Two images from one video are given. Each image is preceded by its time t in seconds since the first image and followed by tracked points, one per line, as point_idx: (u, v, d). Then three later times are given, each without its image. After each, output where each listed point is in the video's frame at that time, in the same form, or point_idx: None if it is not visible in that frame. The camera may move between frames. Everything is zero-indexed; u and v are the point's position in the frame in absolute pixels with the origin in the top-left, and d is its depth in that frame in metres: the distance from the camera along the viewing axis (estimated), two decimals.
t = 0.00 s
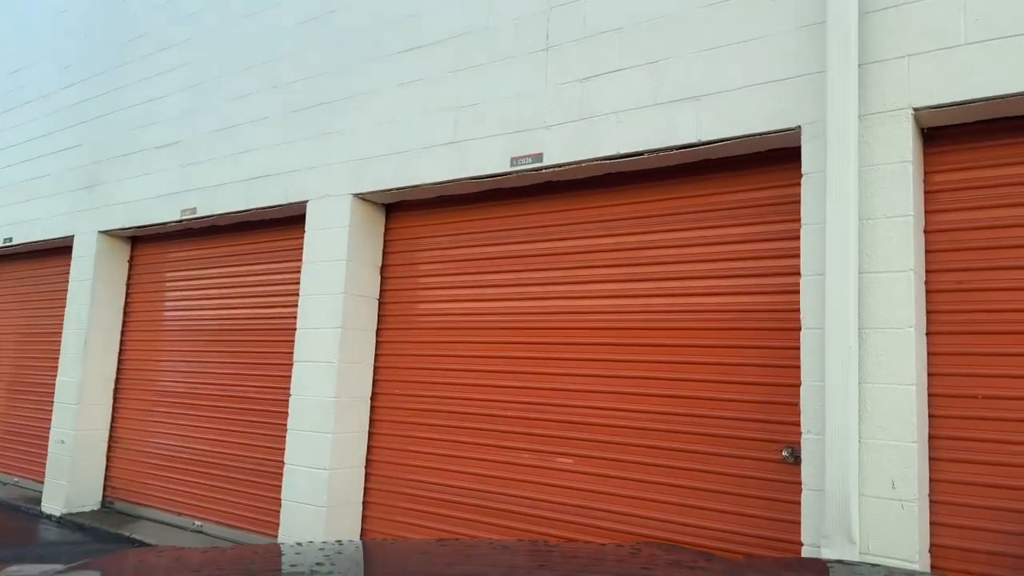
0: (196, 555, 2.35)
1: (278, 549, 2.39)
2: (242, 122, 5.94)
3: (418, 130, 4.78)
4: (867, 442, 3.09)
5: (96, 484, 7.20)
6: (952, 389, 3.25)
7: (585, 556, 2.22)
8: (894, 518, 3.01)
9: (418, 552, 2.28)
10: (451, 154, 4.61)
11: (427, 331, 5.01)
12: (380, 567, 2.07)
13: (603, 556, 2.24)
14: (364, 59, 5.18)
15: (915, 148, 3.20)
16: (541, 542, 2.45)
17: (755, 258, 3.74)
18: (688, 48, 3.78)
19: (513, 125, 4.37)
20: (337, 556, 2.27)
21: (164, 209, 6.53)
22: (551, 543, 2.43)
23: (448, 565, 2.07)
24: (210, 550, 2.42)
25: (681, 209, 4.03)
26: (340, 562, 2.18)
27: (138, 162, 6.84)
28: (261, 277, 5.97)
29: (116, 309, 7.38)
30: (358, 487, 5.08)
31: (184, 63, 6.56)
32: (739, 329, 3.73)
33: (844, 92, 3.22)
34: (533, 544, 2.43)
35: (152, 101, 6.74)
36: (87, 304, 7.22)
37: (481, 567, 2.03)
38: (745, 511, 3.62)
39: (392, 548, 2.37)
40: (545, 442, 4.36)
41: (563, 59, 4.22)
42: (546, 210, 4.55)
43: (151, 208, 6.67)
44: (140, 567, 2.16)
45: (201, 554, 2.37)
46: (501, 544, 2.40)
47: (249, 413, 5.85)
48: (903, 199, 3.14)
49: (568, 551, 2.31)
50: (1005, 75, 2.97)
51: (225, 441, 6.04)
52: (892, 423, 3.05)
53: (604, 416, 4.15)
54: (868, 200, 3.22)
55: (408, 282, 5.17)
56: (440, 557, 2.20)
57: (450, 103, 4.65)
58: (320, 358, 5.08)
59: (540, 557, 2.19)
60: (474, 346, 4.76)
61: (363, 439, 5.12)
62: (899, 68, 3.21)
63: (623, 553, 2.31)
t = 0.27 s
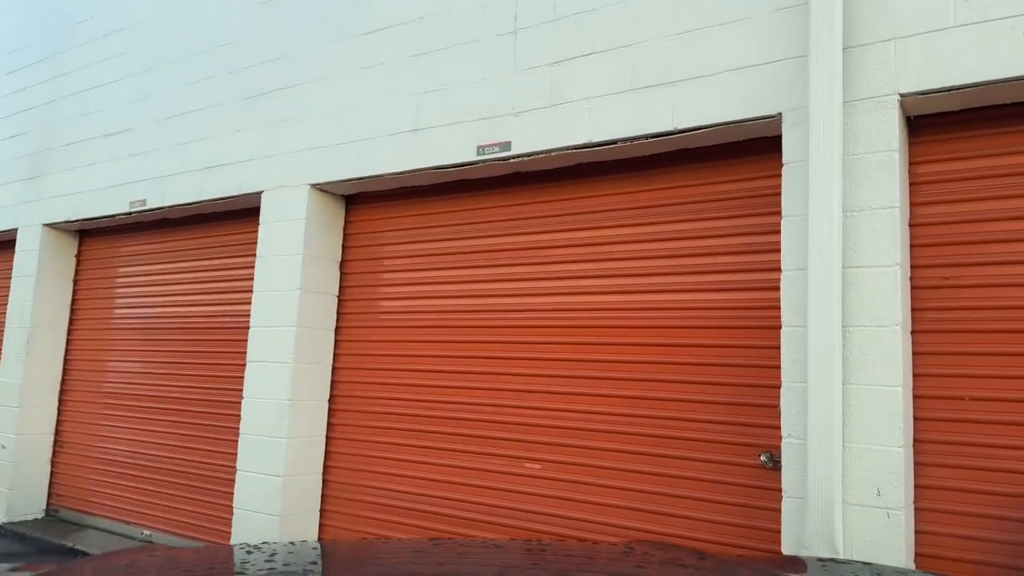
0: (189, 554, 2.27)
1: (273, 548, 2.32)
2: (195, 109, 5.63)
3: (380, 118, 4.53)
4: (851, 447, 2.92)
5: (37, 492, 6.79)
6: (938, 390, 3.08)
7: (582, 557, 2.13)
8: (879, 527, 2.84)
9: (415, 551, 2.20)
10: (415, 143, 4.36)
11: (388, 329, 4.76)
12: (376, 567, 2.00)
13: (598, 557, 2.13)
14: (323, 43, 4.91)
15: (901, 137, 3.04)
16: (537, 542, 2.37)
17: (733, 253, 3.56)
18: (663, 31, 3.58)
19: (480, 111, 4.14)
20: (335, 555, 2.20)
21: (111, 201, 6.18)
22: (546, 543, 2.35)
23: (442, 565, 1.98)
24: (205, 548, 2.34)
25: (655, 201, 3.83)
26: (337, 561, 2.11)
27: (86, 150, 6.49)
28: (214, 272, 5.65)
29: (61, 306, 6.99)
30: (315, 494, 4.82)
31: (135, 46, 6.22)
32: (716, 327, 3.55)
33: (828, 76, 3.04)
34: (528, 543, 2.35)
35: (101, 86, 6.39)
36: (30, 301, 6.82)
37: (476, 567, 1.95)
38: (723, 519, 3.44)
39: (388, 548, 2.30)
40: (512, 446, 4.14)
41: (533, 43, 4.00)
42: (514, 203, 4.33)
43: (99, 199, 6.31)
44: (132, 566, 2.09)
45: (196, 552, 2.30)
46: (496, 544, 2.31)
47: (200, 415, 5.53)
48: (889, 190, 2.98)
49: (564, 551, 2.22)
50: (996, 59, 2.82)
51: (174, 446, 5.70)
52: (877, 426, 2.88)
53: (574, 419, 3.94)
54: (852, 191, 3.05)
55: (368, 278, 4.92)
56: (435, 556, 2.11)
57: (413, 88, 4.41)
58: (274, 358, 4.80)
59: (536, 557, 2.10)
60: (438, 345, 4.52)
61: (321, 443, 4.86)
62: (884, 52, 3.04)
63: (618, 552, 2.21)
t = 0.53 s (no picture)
0: (170, 555, 2.14)
1: (258, 549, 2.20)
2: (157, 100, 5.42)
3: (349, 109, 4.37)
4: (835, 448, 2.82)
5: None
6: (923, 390, 3.00)
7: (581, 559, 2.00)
8: (863, 531, 2.75)
9: (406, 552, 2.07)
10: (385, 135, 4.21)
11: (359, 328, 4.59)
12: (363, 568, 1.87)
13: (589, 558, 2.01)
14: (290, 31, 4.74)
15: (885, 129, 2.95)
16: (531, 543, 2.23)
17: (714, 248, 3.45)
18: (641, 19, 3.47)
19: (452, 103, 4.00)
20: (324, 556, 2.07)
21: (70, 196, 5.93)
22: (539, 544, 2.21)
23: (431, 566, 1.85)
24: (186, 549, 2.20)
25: (633, 196, 3.72)
26: (324, 563, 1.98)
27: (43, 144, 6.23)
28: (177, 269, 5.44)
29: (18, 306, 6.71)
30: (282, 500, 4.64)
31: (95, 35, 5.98)
32: (696, 325, 3.44)
33: (810, 65, 2.95)
34: (522, 544, 2.21)
35: (60, 77, 6.15)
36: None
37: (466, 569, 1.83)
38: (704, 523, 3.33)
39: (378, 548, 2.17)
40: (486, 450, 4.00)
41: (507, 31, 3.86)
42: (488, 198, 4.20)
43: (57, 194, 6.06)
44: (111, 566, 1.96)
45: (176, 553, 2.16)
46: (488, 546, 2.17)
47: (162, 419, 5.31)
48: (873, 183, 2.88)
49: (556, 551, 2.10)
50: (982, 49, 2.74)
51: (134, 450, 5.48)
52: (862, 426, 2.79)
53: (551, 420, 3.81)
54: (835, 185, 2.95)
55: (338, 276, 4.75)
56: (425, 558, 1.98)
57: (383, 79, 4.26)
58: (239, 359, 4.62)
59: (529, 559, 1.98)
60: (410, 345, 4.37)
61: (288, 447, 4.68)
62: (868, 41, 2.95)
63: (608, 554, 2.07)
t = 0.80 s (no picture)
0: (154, 555, 2.05)
1: (246, 548, 2.12)
2: (136, 96, 5.31)
3: (331, 105, 4.30)
4: (823, 450, 2.79)
5: None
6: (912, 391, 2.98)
7: (577, 558, 1.93)
8: (852, 534, 2.72)
9: (397, 552, 1.99)
10: (368, 131, 4.14)
11: (342, 328, 4.51)
12: (353, 568, 1.79)
13: (585, 557, 1.94)
14: (272, 26, 4.65)
15: (874, 127, 2.93)
16: (524, 541, 2.16)
17: (702, 247, 3.41)
18: (629, 15, 3.42)
19: (436, 99, 3.94)
20: (312, 556, 1.99)
21: (45, 194, 5.80)
22: (531, 543, 2.13)
23: (423, 566, 1.78)
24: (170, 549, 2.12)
25: (620, 194, 3.67)
26: (313, 563, 1.90)
27: (18, 140, 6.09)
28: (156, 268, 5.33)
29: None
30: (263, 503, 4.55)
31: (72, 29, 5.86)
32: (684, 325, 3.40)
33: (800, 63, 2.91)
34: (514, 542, 2.14)
35: (35, 72, 6.02)
36: None
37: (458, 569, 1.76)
38: (692, 526, 3.29)
39: (369, 547, 2.10)
40: (471, 452, 3.94)
41: (492, 27, 3.81)
42: (472, 196, 4.14)
43: (32, 191, 5.93)
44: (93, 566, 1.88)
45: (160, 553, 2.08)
46: (481, 544, 2.10)
47: (140, 420, 5.20)
48: (862, 182, 2.85)
49: (550, 550, 2.03)
50: (971, 46, 2.72)
51: (110, 453, 5.36)
52: (850, 428, 2.75)
53: (537, 421, 3.75)
54: (823, 183, 2.92)
55: (320, 275, 4.67)
56: (416, 557, 1.91)
57: (367, 74, 4.18)
58: (219, 359, 4.53)
59: (523, 558, 1.91)
60: (394, 345, 4.30)
61: (269, 449, 4.60)
62: (857, 38, 2.92)
63: (602, 552, 2.01)
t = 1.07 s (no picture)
0: (147, 556, 2.03)
1: (240, 548, 2.10)
2: (124, 94, 5.26)
3: (322, 104, 4.27)
4: (815, 450, 2.78)
5: None
6: (903, 391, 2.98)
7: (572, 557, 1.92)
8: (843, 534, 2.72)
9: (391, 552, 1.97)
10: (358, 130, 4.11)
11: (332, 328, 4.48)
12: (347, 568, 1.77)
13: (580, 556, 1.93)
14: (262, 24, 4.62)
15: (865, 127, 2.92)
16: (517, 540, 2.15)
17: (694, 247, 3.40)
18: (621, 14, 3.41)
19: (427, 98, 3.92)
20: (306, 556, 1.97)
21: (33, 192, 5.74)
22: (525, 542, 2.12)
23: (417, 566, 1.76)
24: (162, 550, 2.09)
25: (612, 194, 3.66)
26: (307, 563, 1.88)
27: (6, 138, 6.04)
28: (145, 267, 5.28)
29: None
30: (252, 504, 4.52)
31: (59, 27, 5.80)
32: (676, 325, 3.39)
33: (792, 62, 2.91)
34: (508, 542, 2.12)
35: (23, 70, 5.96)
36: None
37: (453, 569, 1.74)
38: (684, 526, 3.28)
39: (363, 547, 2.08)
40: (462, 452, 3.92)
41: (483, 26, 3.79)
42: (463, 196, 4.12)
43: (19, 190, 5.87)
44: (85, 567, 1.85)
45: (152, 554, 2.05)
46: (474, 544, 2.08)
47: (127, 421, 5.14)
48: (853, 182, 2.85)
49: (544, 549, 2.02)
50: (962, 47, 2.72)
51: (96, 454, 5.30)
52: (842, 428, 2.75)
53: (529, 422, 3.74)
54: (815, 183, 2.92)
55: (310, 274, 4.64)
56: (410, 557, 1.89)
57: (357, 73, 4.16)
58: (208, 359, 4.49)
59: (517, 557, 1.89)
60: (384, 345, 4.27)
61: (258, 449, 4.57)
62: (849, 39, 2.92)
63: (596, 551, 2.00)
